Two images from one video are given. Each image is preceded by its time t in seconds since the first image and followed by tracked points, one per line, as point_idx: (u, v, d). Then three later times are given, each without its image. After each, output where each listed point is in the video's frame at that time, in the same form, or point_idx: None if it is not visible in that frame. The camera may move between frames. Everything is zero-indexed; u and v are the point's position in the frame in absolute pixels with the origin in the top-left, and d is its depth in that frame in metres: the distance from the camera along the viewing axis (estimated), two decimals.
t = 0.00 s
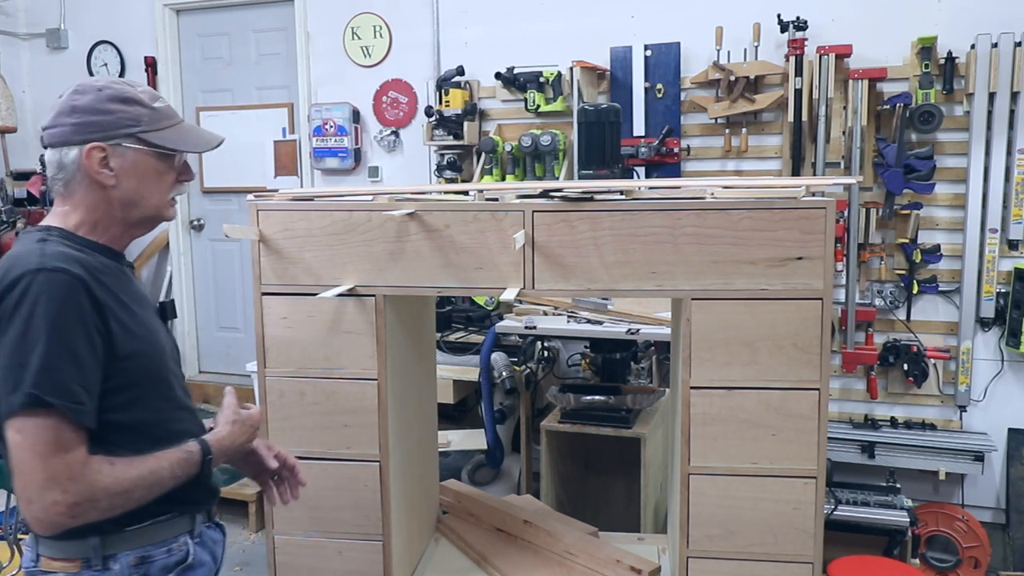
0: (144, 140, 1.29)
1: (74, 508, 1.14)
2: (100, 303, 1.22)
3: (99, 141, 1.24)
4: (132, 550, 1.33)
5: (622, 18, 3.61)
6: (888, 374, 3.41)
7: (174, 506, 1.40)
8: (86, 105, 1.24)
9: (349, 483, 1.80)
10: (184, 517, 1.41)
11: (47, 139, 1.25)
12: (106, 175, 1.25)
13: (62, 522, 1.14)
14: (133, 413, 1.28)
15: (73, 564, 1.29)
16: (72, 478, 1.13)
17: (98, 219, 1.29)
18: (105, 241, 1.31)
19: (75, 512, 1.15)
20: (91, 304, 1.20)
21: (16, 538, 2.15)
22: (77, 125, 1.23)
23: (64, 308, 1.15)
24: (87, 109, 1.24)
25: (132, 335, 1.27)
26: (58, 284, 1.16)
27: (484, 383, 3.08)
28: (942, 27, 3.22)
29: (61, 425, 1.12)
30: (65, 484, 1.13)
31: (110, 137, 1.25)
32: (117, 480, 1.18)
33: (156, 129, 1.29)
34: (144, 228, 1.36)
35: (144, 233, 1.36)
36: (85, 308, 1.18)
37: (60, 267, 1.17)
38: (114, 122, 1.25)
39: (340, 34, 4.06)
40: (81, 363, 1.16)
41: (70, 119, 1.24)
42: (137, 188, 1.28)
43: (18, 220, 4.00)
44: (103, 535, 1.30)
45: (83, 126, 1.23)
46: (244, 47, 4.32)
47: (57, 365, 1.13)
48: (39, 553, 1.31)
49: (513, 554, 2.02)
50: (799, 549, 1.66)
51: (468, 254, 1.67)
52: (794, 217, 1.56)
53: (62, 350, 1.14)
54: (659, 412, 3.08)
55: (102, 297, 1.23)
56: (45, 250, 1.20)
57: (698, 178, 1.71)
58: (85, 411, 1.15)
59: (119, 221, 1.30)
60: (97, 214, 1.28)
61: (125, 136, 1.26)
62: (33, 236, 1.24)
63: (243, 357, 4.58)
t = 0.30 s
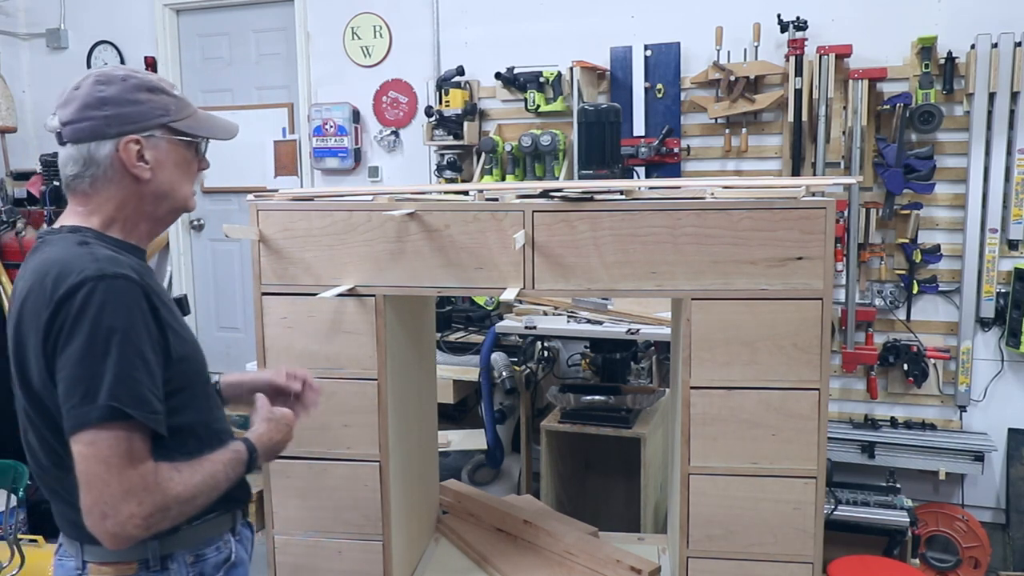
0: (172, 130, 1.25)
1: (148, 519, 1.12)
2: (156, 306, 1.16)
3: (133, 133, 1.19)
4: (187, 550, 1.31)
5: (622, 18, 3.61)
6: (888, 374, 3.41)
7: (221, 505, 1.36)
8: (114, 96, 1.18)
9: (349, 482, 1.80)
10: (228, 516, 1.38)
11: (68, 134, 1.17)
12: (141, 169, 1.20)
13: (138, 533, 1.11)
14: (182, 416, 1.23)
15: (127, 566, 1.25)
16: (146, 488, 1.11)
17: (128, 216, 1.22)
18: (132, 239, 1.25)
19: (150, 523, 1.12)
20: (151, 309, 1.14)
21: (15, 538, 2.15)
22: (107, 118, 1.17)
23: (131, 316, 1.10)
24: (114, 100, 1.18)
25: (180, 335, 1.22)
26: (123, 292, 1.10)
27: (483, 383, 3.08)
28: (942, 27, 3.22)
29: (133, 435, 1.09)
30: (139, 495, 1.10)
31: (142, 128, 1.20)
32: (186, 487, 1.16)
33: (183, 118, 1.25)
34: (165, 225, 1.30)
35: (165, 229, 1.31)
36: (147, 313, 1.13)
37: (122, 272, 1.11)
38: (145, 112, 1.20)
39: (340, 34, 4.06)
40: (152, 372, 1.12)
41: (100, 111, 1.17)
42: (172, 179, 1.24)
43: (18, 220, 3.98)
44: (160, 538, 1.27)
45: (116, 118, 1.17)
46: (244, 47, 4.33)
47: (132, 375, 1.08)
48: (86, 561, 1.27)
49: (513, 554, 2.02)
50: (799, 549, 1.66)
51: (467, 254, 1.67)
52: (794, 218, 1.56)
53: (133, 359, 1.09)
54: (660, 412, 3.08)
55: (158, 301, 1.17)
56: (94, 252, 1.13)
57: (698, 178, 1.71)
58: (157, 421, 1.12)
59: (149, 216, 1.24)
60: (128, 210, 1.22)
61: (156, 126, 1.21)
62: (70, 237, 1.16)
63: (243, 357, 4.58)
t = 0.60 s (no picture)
0: (199, 131, 1.18)
1: (183, 551, 1.04)
2: (187, 323, 1.08)
3: (169, 137, 1.12)
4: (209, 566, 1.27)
5: (622, 18, 3.61)
6: (888, 374, 3.41)
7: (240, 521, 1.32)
8: (148, 98, 1.10)
9: (349, 483, 1.80)
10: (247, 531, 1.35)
11: (99, 140, 1.08)
12: (176, 175, 1.13)
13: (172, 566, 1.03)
14: (209, 434, 1.17)
15: None
16: (181, 519, 1.03)
17: (155, 223, 1.15)
18: (155, 247, 1.17)
19: (184, 555, 1.04)
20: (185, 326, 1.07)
21: (15, 537, 2.15)
22: (145, 122, 1.09)
23: (166, 335, 1.02)
24: (148, 103, 1.10)
25: (209, 351, 1.14)
26: (158, 309, 1.02)
27: (483, 383, 3.08)
28: (942, 27, 3.22)
29: (167, 464, 1.01)
30: (174, 527, 1.02)
31: (177, 131, 1.13)
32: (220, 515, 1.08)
33: (210, 119, 1.19)
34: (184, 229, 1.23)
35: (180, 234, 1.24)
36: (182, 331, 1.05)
37: (156, 287, 1.03)
38: (180, 115, 1.13)
39: (340, 34, 4.06)
40: (188, 394, 1.04)
41: (136, 115, 1.09)
42: (200, 183, 1.18)
43: (18, 219, 3.97)
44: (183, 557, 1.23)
45: (153, 122, 1.10)
46: (244, 47, 4.33)
47: (169, 399, 1.01)
48: None
49: (513, 554, 2.02)
50: (798, 549, 1.66)
51: (467, 254, 1.67)
52: (794, 218, 1.56)
53: (170, 382, 1.01)
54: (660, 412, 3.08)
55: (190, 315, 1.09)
56: (124, 264, 1.05)
57: (698, 179, 1.71)
58: (194, 447, 1.04)
59: (173, 223, 1.17)
60: (155, 217, 1.14)
61: (188, 129, 1.15)
62: (95, 247, 1.08)
63: (242, 357, 4.59)
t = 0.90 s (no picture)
0: (201, 132, 1.18)
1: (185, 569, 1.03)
2: (189, 337, 1.08)
3: (174, 140, 1.12)
4: None
5: (622, 18, 3.61)
6: (888, 374, 3.41)
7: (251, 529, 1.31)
8: (154, 100, 1.11)
9: (349, 483, 1.80)
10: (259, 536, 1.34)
11: (103, 143, 1.07)
12: (181, 177, 1.14)
13: None
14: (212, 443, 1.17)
15: None
16: (180, 540, 1.02)
17: (158, 227, 1.15)
18: (157, 251, 1.17)
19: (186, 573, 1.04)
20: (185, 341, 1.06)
21: (15, 537, 2.15)
22: (151, 125, 1.09)
23: (165, 353, 1.01)
24: (153, 104, 1.10)
25: (213, 362, 1.14)
26: (156, 328, 1.01)
27: (483, 383, 3.08)
28: (942, 27, 3.22)
29: (163, 484, 1.00)
30: (174, 547, 1.02)
31: (182, 133, 1.13)
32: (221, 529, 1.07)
33: (211, 119, 1.19)
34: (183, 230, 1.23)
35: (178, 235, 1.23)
36: (182, 348, 1.04)
37: (154, 304, 1.02)
38: (184, 116, 1.13)
39: (340, 34, 4.06)
40: (188, 413, 1.03)
41: (142, 118, 1.09)
42: (202, 185, 1.18)
43: (18, 219, 3.97)
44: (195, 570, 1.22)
45: (158, 124, 1.10)
46: (244, 47, 4.33)
47: (168, 421, 1.00)
48: None
49: (513, 554, 2.02)
50: (798, 549, 1.66)
51: (467, 254, 1.67)
52: (793, 218, 1.56)
53: (169, 402, 1.01)
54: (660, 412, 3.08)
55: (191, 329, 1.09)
56: (122, 280, 1.04)
57: (698, 178, 1.71)
58: (193, 467, 1.04)
59: (175, 226, 1.18)
60: (158, 222, 1.14)
61: (192, 130, 1.15)
62: (95, 259, 1.07)
63: (242, 357, 4.58)
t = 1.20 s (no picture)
0: (214, 138, 1.18)
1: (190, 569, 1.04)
2: (187, 339, 1.08)
3: (188, 146, 1.12)
4: None
5: (622, 18, 3.61)
6: (887, 374, 3.41)
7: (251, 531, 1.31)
8: (170, 105, 1.10)
9: (349, 483, 1.80)
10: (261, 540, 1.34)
11: (116, 145, 1.07)
12: (191, 183, 1.14)
13: None
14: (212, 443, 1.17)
15: None
16: (184, 542, 1.03)
17: (164, 232, 1.15)
18: (161, 254, 1.17)
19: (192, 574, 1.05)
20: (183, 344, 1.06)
21: (15, 537, 2.15)
22: (166, 130, 1.09)
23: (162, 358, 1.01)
24: (169, 109, 1.10)
25: (213, 364, 1.14)
26: (153, 331, 1.01)
27: (483, 383, 3.08)
28: (942, 27, 3.22)
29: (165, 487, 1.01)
30: (177, 550, 1.02)
31: (196, 139, 1.13)
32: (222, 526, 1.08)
33: (225, 126, 1.19)
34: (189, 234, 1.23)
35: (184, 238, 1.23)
36: (180, 352, 1.04)
37: (151, 308, 1.02)
38: (199, 122, 1.13)
39: (340, 34, 4.06)
40: (186, 418, 1.03)
41: (157, 123, 1.09)
42: (212, 192, 1.18)
43: (18, 219, 3.97)
44: None
45: (173, 130, 1.10)
46: (244, 47, 4.33)
47: (165, 426, 1.00)
48: None
49: (513, 554, 2.02)
50: (798, 549, 1.66)
51: (467, 254, 1.67)
52: (793, 218, 1.56)
53: (167, 407, 1.01)
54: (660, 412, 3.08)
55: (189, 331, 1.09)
56: (120, 283, 1.04)
57: (698, 178, 1.71)
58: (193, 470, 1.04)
59: (181, 230, 1.18)
60: (165, 226, 1.14)
61: (206, 136, 1.15)
62: (95, 262, 1.07)
63: (242, 356, 4.58)
